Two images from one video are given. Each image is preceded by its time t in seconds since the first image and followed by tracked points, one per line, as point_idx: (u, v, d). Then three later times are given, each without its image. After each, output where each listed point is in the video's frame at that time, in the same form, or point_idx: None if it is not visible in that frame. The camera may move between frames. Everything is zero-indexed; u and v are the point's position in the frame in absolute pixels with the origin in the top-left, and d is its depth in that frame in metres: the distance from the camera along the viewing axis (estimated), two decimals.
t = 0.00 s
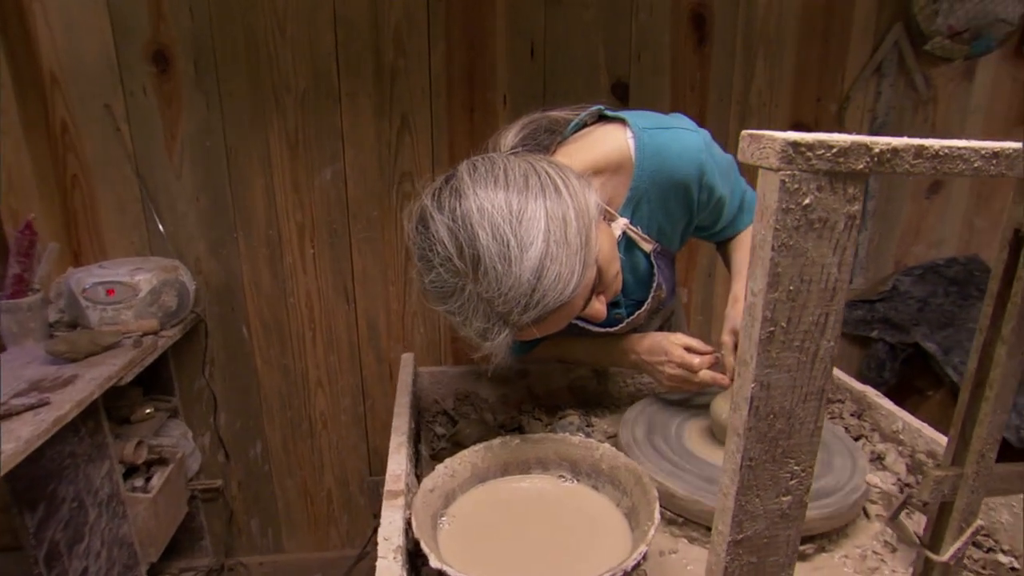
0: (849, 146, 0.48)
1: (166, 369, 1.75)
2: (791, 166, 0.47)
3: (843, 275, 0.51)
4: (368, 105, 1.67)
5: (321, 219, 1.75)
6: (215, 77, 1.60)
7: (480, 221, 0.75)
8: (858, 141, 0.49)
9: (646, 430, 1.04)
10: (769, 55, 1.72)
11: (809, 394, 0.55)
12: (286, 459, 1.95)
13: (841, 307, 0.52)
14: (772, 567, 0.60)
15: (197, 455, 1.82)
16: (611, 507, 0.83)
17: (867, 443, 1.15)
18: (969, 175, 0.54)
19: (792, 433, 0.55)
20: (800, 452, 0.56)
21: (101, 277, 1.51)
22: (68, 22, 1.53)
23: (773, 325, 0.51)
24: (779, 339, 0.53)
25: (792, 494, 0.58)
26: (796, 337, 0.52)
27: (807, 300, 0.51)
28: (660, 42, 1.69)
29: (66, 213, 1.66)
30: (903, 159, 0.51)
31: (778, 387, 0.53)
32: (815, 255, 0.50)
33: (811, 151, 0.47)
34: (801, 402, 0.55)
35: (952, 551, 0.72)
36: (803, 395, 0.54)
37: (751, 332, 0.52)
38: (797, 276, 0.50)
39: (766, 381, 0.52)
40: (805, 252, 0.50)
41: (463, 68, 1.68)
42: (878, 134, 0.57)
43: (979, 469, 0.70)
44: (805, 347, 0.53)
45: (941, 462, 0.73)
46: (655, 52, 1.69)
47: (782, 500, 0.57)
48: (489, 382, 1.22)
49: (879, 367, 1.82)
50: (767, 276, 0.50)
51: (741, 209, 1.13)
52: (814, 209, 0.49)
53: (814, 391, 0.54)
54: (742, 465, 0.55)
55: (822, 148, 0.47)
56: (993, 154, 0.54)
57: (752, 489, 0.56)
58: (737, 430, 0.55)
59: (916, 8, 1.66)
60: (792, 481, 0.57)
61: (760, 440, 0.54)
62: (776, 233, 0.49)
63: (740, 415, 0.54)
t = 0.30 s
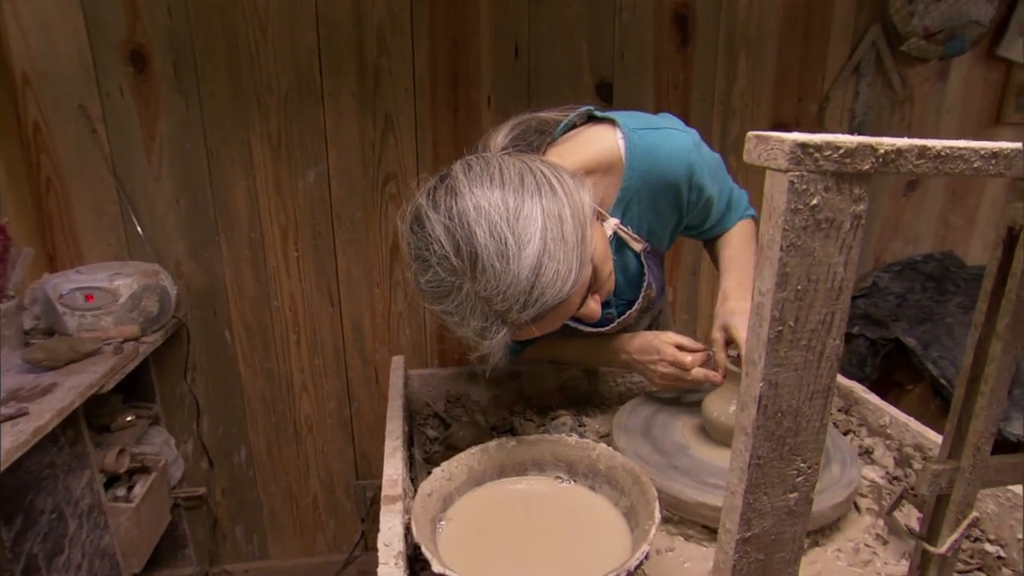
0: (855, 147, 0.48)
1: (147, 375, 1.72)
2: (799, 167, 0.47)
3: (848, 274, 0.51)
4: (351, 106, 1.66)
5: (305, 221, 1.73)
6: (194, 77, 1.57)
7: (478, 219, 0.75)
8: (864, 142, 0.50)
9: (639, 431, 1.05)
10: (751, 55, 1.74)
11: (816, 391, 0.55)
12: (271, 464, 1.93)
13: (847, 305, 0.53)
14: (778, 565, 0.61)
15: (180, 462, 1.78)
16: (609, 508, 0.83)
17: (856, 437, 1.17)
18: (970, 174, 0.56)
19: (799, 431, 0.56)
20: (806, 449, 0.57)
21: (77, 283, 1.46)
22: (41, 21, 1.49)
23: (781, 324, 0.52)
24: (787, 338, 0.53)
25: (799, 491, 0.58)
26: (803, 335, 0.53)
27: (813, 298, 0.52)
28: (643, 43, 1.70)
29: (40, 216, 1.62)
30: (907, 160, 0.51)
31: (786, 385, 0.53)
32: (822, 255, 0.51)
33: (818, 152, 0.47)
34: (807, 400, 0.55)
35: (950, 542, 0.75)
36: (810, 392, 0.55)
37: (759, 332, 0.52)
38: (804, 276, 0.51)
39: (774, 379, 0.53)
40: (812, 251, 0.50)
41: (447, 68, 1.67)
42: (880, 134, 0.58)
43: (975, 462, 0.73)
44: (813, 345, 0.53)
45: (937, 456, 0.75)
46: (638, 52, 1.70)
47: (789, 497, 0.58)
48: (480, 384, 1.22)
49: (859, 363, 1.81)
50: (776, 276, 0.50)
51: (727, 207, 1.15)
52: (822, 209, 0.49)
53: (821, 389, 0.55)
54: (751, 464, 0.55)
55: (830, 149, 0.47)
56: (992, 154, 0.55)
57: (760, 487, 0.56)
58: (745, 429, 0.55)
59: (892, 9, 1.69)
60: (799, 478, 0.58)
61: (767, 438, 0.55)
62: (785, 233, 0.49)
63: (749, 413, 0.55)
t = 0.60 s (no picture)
0: (859, 150, 0.49)
1: (124, 383, 1.68)
2: (806, 170, 0.48)
3: (852, 275, 0.52)
4: (332, 109, 1.64)
5: (286, 225, 1.70)
6: (171, 78, 1.54)
7: (475, 218, 0.75)
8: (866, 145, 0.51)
9: (631, 432, 1.05)
10: (730, 57, 1.76)
11: (820, 391, 0.56)
12: (253, 472, 1.90)
13: (850, 306, 0.54)
14: (782, 564, 0.62)
15: (160, 472, 1.75)
16: (605, 510, 0.83)
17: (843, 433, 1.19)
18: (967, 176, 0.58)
19: (803, 430, 0.56)
20: (810, 448, 0.58)
21: (52, 290, 1.44)
22: (9, 20, 1.44)
23: (787, 324, 0.52)
24: (793, 339, 0.54)
25: (803, 489, 0.59)
26: (808, 336, 0.53)
27: (818, 299, 0.53)
28: (625, 45, 1.71)
29: (9, 221, 1.57)
30: (907, 161, 0.52)
31: (792, 386, 0.54)
32: (826, 256, 0.52)
33: (824, 155, 0.48)
34: (812, 400, 0.56)
35: (944, 535, 0.77)
36: (815, 392, 0.56)
37: (765, 334, 0.53)
38: (809, 277, 0.52)
39: (780, 379, 0.53)
40: (817, 253, 0.51)
41: (429, 71, 1.66)
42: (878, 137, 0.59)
43: (968, 457, 0.75)
44: (817, 345, 0.54)
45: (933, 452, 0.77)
46: (620, 54, 1.71)
47: (794, 496, 0.58)
48: (470, 387, 1.22)
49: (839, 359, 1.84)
50: (781, 277, 0.51)
51: (712, 208, 1.16)
52: (827, 212, 0.50)
53: (825, 388, 0.56)
54: (758, 464, 0.56)
55: (835, 152, 0.48)
56: (989, 157, 0.58)
57: (766, 487, 0.57)
58: (751, 429, 0.56)
59: (867, 13, 1.72)
60: (804, 477, 0.58)
61: (773, 438, 0.56)
62: (791, 236, 0.50)
63: (754, 414, 0.55)
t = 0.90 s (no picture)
0: (873, 147, 0.50)
1: (104, 389, 1.64)
2: (821, 167, 0.49)
3: (864, 272, 0.53)
4: (317, 107, 1.62)
5: (271, 225, 1.67)
6: (150, 77, 1.51)
7: (480, 216, 0.75)
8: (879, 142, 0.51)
9: (628, 429, 1.06)
10: (714, 55, 1.77)
11: (832, 387, 0.57)
12: (239, 477, 1.87)
13: (862, 302, 0.55)
14: (793, 560, 0.62)
15: (142, 479, 1.70)
16: (605, 509, 0.86)
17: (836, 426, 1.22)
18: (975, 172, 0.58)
19: (816, 427, 0.57)
20: (821, 445, 0.58)
21: (28, 295, 1.39)
22: None
23: (802, 321, 0.53)
24: (808, 336, 0.54)
25: (815, 485, 0.60)
26: (822, 332, 0.54)
27: (833, 295, 0.53)
28: (610, 43, 1.71)
29: None
30: (918, 159, 0.53)
31: (806, 382, 0.54)
32: (840, 253, 0.52)
33: (840, 152, 0.49)
34: (824, 397, 0.57)
35: (947, 526, 0.78)
36: (827, 388, 0.56)
37: (780, 331, 0.53)
38: (824, 275, 0.52)
39: (793, 376, 0.54)
40: (831, 250, 0.52)
41: (414, 69, 1.64)
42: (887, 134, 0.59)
43: (970, 449, 0.76)
44: (830, 341, 0.55)
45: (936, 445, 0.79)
46: (605, 52, 1.71)
47: (805, 492, 0.59)
48: (463, 387, 1.21)
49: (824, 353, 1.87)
50: (796, 275, 0.51)
51: (702, 205, 1.17)
52: (841, 209, 0.51)
53: (836, 385, 0.57)
54: (771, 461, 0.56)
55: (850, 149, 0.49)
56: (995, 153, 0.58)
57: (778, 483, 0.57)
58: (765, 427, 0.56)
59: (847, 11, 1.75)
60: (815, 473, 0.59)
61: (787, 435, 0.56)
62: (806, 233, 0.50)
63: (766, 412, 0.56)
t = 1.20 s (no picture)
0: (887, 147, 0.50)
1: (90, 394, 1.60)
2: (836, 167, 0.49)
3: (876, 271, 0.53)
4: (306, 106, 1.60)
5: (260, 226, 1.65)
6: (136, 76, 1.48)
7: (485, 222, 0.74)
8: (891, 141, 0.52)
9: (626, 427, 1.06)
10: (704, 54, 1.78)
11: (844, 385, 0.57)
12: (229, 482, 1.85)
13: (873, 301, 0.55)
14: (805, 560, 0.63)
15: (130, 485, 1.67)
16: (608, 510, 0.86)
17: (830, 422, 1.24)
18: (984, 171, 0.59)
19: (828, 426, 0.57)
20: (833, 443, 0.58)
21: (11, 299, 1.35)
22: None
23: (816, 320, 0.53)
24: (821, 335, 0.55)
25: (827, 484, 0.60)
26: (835, 331, 0.54)
27: (846, 294, 0.54)
28: (601, 42, 1.71)
29: None
30: (931, 158, 0.54)
31: (819, 382, 0.55)
32: (853, 252, 0.53)
33: (855, 152, 0.49)
34: (836, 396, 0.57)
35: (952, 522, 0.80)
36: (839, 387, 0.57)
37: (794, 331, 0.53)
38: (838, 274, 0.52)
39: (807, 376, 0.54)
40: (845, 249, 0.52)
41: (405, 68, 1.63)
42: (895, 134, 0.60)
43: (975, 446, 0.78)
44: (843, 341, 0.55)
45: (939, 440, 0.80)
46: (596, 51, 1.71)
47: (818, 490, 0.59)
48: (458, 388, 1.20)
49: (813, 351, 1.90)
50: (811, 274, 0.51)
51: (697, 203, 1.17)
52: (855, 208, 0.51)
53: (848, 384, 0.57)
54: (784, 461, 0.57)
55: (864, 149, 0.49)
56: (1003, 152, 0.59)
57: (792, 483, 0.58)
58: (778, 427, 0.56)
59: (835, 11, 1.76)
60: (828, 472, 0.60)
61: (801, 434, 0.56)
62: (821, 233, 0.50)
63: (778, 412, 0.56)
